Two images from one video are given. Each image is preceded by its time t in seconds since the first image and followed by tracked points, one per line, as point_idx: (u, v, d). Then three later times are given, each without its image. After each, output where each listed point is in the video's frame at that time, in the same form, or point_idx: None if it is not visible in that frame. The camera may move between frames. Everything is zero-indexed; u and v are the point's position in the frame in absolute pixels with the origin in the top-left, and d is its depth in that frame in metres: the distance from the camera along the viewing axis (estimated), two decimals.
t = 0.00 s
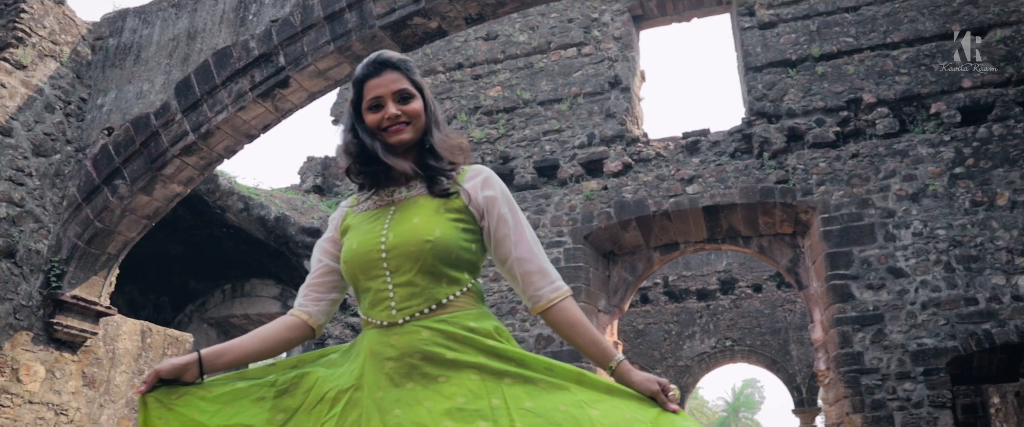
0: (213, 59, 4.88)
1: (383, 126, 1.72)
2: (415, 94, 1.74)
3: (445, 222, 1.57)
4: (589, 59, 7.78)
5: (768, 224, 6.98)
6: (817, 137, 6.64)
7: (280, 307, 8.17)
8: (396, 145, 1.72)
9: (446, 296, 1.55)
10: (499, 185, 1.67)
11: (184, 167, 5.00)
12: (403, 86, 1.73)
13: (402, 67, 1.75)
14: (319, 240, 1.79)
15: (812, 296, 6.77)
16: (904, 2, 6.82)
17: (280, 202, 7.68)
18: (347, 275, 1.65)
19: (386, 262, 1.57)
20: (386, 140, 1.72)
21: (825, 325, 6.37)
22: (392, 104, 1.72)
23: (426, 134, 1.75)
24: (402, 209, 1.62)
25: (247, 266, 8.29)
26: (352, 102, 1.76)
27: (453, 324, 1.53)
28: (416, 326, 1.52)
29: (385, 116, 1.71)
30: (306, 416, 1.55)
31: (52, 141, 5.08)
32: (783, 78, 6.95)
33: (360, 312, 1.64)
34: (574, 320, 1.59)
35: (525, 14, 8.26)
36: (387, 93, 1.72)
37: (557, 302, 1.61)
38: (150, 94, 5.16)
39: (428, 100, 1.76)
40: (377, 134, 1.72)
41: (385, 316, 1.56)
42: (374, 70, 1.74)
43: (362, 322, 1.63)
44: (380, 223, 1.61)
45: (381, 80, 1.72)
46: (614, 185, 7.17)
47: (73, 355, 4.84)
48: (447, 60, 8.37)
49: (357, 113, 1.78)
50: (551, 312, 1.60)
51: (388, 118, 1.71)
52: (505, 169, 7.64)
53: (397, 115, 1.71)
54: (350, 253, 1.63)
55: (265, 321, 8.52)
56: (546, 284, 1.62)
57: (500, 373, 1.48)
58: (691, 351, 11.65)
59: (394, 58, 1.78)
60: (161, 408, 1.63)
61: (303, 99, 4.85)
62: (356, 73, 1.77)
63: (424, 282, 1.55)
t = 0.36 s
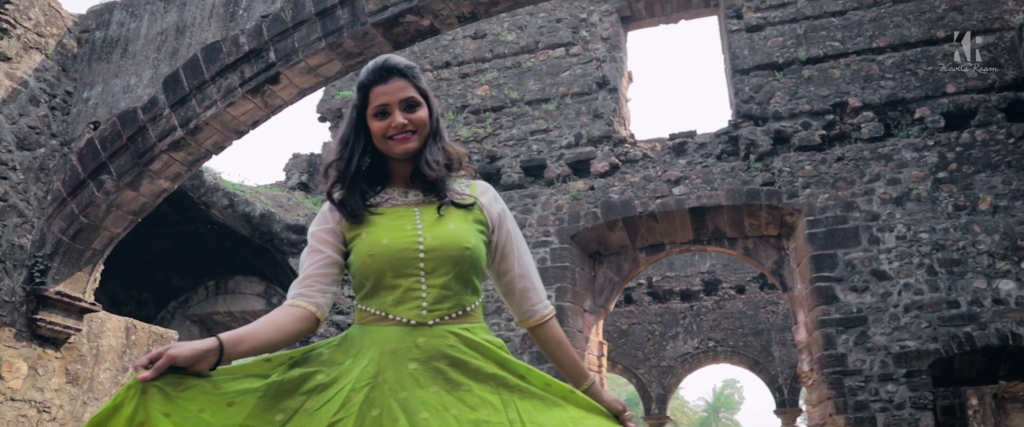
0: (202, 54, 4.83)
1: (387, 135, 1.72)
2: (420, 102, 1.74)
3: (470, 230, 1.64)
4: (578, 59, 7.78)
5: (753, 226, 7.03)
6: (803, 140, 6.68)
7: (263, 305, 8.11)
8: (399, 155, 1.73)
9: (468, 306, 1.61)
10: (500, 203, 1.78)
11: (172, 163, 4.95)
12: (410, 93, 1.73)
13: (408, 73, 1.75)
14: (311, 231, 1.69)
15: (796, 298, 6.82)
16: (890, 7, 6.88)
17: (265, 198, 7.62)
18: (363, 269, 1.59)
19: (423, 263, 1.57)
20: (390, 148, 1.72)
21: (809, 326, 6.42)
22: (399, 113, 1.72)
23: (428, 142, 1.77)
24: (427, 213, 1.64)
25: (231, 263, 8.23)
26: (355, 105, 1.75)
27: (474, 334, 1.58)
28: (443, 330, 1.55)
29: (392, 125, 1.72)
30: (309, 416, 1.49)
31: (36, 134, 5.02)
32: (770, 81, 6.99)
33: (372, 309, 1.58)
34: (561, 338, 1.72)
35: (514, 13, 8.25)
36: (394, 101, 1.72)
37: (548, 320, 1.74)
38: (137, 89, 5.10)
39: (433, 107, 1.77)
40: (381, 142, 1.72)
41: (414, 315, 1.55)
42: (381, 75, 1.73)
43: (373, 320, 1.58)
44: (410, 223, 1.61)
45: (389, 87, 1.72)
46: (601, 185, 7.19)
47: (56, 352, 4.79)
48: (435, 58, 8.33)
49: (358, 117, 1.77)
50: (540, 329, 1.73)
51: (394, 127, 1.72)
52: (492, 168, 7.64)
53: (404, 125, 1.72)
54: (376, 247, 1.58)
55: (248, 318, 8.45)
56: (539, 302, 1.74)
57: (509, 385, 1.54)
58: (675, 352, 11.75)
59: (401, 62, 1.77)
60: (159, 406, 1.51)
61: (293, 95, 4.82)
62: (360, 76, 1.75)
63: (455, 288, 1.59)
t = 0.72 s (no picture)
0: (190, 50, 4.78)
1: (404, 148, 1.66)
2: (437, 118, 1.70)
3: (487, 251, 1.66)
4: (565, 59, 7.78)
5: (739, 227, 7.07)
6: (789, 142, 6.72)
7: (248, 302, 8.05)
8: (412, 170, 1.67)
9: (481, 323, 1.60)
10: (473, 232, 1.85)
11: (159, 159, 4.91)
12: (428, 109, 1.68)
13: (425, 89, 1.71)
14: (341, 223, 1.48)
15: (781, 298, 6.88)
16: (876, 11, 6.94)
17: (251, 195, 7.55)
18: (407, 269, 1.48)
19: (468, 274, 1.54)
20: (405, 162, 1.66)
21: (794, 327, 6.48)
22: (416, 127, 1.67)
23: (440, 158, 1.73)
24: (458, 227, 1.63)
25: (215, 260, 8.17)
26: (368, 116, 1.67)
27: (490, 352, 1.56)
28: (472, 344, 1.52)
29: (408, 138, 1.66)
30: (348, 412, 1.31)
31: (21, 129, 4.96)
32: (757, 83, 7.03)
33: (410, 312, 1.47)
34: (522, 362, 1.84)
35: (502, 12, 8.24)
36: (412, 115, 1.66)
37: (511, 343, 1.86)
38: (124, 84, 5.04)
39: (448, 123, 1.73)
40: (397, 155, 1.66)
41: (457, 325, 1.50)
42: (399, 88, 1.67)
43: (409, 324, 1.47)
44: (451, 234, 1.58)
45: (408, 101, 1.67)
46: (588, 185, 7.20)
47: (39, 350, 4.70)
48: (422, 56, 8.29)
49: (369, 125, 1.68)
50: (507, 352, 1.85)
51: (411, 141, 1.66)
52: (479, 167, 7.63)
53: (421, 140, 1.66)
54: (429, 249, 1.50)
55: (232, 316, 8.38)
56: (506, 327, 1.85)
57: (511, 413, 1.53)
58: (659, 351, 11.79)
59: (417, 76, 1.72)
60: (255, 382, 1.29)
61: (283, 92, 4.78)
62: (378, 87, 1.69)
63: (480, 305, 1.58)
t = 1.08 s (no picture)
0: (177, 45, 4.71)
1: (423, 159, 1.67)
2: (455, 133, 1.71)
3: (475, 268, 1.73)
4: (551, 59, 7.77)
5: (722, 229, 7.11)
6: (773, 146, 6.76)
7: (229, 300, 7.97)
8: (428, 180, 1.69)
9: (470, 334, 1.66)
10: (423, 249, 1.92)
11: (144, 155, 4.85)
12: (449, 123, 1.69)
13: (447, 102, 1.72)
14: (400, 223, 1.45)
15: (763, 301, 6.94)
16: (859, 17, 7.01)
17: (234, 192, 7.48)
18: (454, 281, 1.50)
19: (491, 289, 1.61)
20: (421, 173, 1.67)
21: (775, 329, 6.53)
22: (436, 139, 1.68)
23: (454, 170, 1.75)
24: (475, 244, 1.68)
25: (196, 256, 8.09)
26: (389, 125, 1.67)
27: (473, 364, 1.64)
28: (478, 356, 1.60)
29: (428, 151, 1.67)
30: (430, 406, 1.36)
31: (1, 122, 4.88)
32: (742, 86, 7.07)
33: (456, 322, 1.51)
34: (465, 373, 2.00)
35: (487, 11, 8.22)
36: (433, 128, 1.67)
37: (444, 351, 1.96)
38: (108, 78, 4.97)
39: (466, 138, 1.74)
40: (417, 164, 1.67)
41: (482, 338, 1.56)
42: (423, 100, 1.68)
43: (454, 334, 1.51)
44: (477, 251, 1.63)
45: (430, 113, 1.67)
46: (572, 186, 7.20)
47: (18, 347, 4.51)
48: (407, 53, 8.24)
49: (389, 132, 1.68)
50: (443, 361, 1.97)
51: (429, 153, 1.67)
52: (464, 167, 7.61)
53: (439, 153, 1.68)
54: (475, 263, 1.54)
55: (213, 313, 8.30)
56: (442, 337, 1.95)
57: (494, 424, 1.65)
58: (639, 351, 11.82)
59: (439, 89, 1.73)
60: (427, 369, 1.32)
61: (270, 89, 4.74)
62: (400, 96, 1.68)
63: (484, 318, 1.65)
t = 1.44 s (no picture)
0: (154, 37, 4.58)
1: (438, 177, 1.88)
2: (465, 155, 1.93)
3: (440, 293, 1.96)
4: (529, 60, 7.77)
5: (695, 233, 7.16)
6: (747, 151, 6.83)
7: (199, 296, 7.80)
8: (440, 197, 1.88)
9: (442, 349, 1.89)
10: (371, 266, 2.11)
11: (118, 148, 4.69)
12: (462, 146, 1.92)
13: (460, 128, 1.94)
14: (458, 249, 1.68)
15: (735, 304, 7.02)
16: (834, 25, 7.12)
17: (206, 187, 7.38)
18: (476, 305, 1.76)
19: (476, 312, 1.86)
20: (435, 190, 1.87)
21: (746, 333, 6.60)
22: (450, 160, 1.90)
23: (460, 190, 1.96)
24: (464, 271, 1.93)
25: (165, 251, 7.96)
26: (408, 144, 1.90)
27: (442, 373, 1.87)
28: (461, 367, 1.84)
29: (443, 169, 1.88)
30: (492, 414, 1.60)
31: None
32: (717, 91, 7.13)
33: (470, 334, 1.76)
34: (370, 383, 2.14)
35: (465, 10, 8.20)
36: (449, 149, 1.89)
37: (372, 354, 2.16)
38: (83, 69, 4.86)
39: (472, 162, 1.97)
40: (433, 178, 1.87)
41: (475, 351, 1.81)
42: (440, 122, 1.90)
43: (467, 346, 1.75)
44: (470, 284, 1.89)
45: (447, 135, 1.90)
46: (548, 187, 7.21)
47: None
48: (384, 51, 8.19)
49: (409, 151, 1.90)
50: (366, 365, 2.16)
51: (444, 172, 1.88)
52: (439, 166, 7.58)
53: (452, 173, 1.89)
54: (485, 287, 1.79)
55: (182, 309, 8.16)
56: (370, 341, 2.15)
57: None
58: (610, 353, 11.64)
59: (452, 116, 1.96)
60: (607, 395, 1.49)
61: (250, 85, 4.66)
62: (419, 118, 1.91)
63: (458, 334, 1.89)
